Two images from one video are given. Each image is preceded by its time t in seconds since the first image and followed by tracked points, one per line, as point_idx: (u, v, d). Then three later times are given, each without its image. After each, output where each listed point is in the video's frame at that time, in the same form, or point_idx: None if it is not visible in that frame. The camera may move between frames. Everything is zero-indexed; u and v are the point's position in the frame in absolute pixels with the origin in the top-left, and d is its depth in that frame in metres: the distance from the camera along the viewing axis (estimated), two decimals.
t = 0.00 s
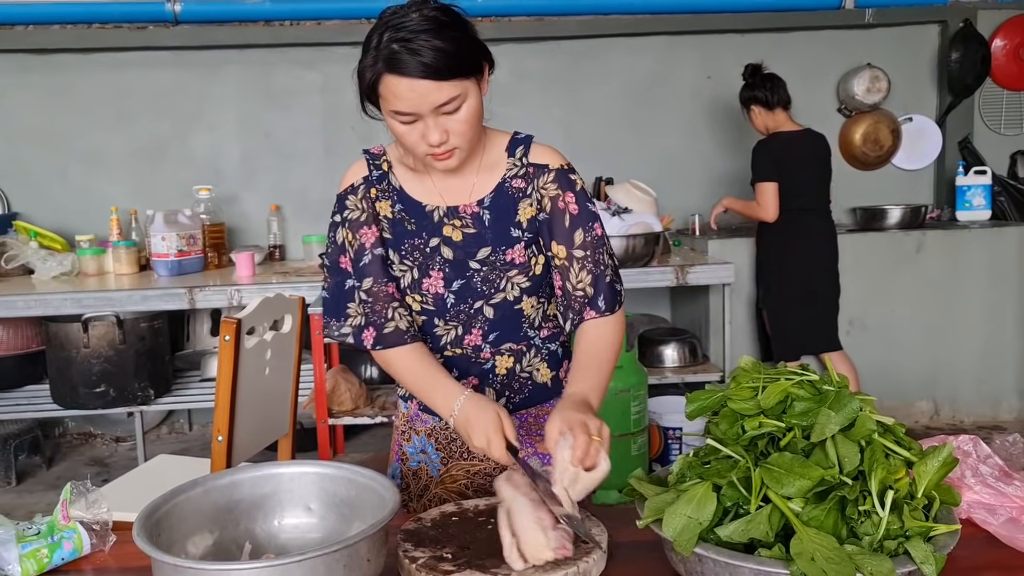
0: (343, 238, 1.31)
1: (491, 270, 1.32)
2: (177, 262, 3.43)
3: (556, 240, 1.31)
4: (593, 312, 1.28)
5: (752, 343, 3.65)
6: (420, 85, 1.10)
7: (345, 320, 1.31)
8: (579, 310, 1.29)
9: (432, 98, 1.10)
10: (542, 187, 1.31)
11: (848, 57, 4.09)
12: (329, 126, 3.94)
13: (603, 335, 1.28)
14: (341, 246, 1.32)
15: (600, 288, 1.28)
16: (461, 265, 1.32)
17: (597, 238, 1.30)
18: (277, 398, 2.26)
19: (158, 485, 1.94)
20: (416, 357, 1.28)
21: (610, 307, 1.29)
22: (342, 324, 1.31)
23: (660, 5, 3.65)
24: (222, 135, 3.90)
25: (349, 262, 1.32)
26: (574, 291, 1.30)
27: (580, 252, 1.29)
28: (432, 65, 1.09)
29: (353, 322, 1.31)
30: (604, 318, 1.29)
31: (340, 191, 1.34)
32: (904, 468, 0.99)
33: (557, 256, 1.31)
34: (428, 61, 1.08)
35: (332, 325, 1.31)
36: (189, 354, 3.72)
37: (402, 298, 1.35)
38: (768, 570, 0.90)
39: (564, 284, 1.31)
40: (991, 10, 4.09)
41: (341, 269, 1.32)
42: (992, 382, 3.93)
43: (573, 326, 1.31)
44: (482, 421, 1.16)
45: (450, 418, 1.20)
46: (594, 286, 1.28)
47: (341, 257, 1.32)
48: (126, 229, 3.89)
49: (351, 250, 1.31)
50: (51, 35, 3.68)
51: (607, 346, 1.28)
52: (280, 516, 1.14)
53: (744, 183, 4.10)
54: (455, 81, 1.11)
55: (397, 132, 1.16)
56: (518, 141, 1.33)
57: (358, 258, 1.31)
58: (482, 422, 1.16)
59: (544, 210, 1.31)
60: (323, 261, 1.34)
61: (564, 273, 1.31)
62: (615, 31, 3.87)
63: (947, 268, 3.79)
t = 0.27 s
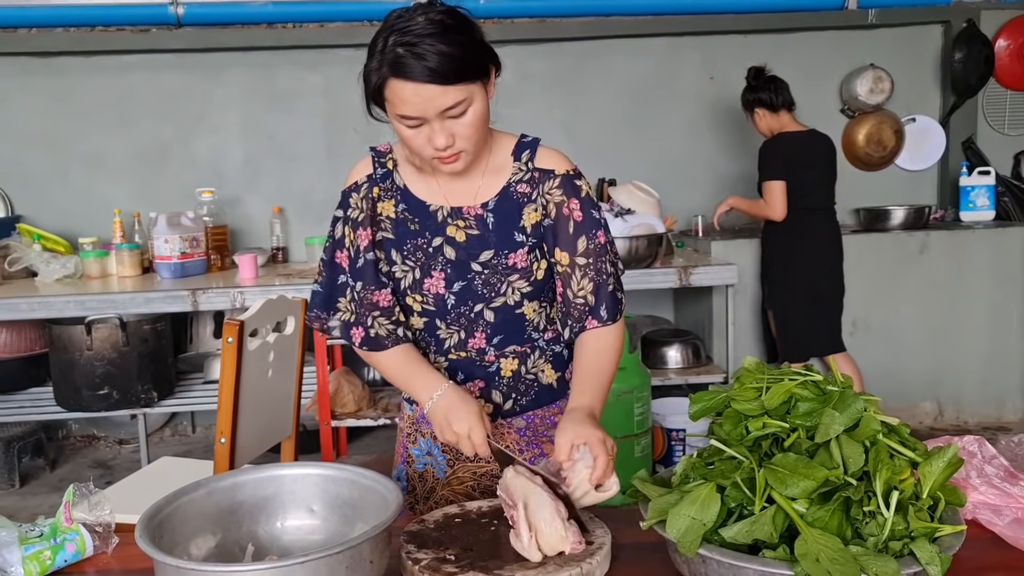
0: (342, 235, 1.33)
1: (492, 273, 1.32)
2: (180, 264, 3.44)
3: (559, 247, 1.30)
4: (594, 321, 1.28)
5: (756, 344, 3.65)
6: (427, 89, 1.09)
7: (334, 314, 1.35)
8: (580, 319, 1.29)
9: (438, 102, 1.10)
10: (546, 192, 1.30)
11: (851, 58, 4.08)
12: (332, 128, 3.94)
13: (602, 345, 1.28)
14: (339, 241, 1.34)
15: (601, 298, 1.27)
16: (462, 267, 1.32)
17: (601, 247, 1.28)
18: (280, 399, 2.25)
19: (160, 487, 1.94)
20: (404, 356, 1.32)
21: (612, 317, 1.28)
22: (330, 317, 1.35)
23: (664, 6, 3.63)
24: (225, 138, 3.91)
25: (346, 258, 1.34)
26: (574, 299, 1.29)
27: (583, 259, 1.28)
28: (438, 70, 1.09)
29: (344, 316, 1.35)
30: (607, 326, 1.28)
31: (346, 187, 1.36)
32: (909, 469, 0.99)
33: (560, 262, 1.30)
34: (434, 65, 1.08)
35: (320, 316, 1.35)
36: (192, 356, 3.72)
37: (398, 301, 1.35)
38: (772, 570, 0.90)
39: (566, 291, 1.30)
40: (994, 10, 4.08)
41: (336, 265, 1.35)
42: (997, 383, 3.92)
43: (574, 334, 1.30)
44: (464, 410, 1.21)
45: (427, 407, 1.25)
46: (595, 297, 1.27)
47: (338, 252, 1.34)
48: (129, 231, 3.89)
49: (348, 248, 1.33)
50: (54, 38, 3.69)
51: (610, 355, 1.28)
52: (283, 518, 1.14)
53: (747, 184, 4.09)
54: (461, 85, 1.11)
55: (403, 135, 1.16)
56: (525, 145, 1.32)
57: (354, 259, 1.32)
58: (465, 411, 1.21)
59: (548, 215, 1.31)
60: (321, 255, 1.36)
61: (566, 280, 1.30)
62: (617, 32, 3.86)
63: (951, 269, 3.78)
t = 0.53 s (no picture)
0: (346, 227, 1.30)
1: (500, 274, 1.32)
2: (183, 267, 3.44)
3: (563, 250, 1.31)
4: (592, 323, 1.29)
5: (759, 346, 3.64)
6: (440, 88, 1.09)
7: (328, 306, 1.31)
8: (575, 322, 1.30)
9: (451, 101, 1.10)
10: (554, 196, 1.31)
11: (853, 59, 4.07)
12: (335, 130, 3.94)
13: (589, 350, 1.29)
14: (343, 234, 1.31)
15: (600, 303, 1.29)
16: (471, 266, 1.32)
17: (603, 252, 1.31)
18: (282, 401, 2.25)
19: (163, 490, 1.94)
20: (390, 347, 1.30)
21: (608, 323, 1.30)
22: (323, 309, 1.31)
23: (664, 8, 3.68)
24: (228, 140, 3.91)
25: (349, 252, 1.31)
26: (573, 302, 1.30)
27: (585, 263, 1.30)
28: (451, 69, 1.09)
29: (339, 310, 1.31)
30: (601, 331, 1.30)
31: (354, 182, 1.34)
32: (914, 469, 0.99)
33: (563, 265, 1.31)
34: (447, 64, 1.08)
35: (314, 308, 1.32)
36: (195, 359, 3.72)
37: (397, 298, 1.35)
38: (775, 572, 0.89)
39: (565, 293, 1.31)
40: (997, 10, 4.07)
41: (336, 257, 1.31)
42: (1001, 384, 3.91)
43: (566, 334, 1.31)
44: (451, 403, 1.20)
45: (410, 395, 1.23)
46: (594, 300, 1.29)
47: (339, 244, 1.31)
48: (132, 234, 3.90)
49: (353, 242, 1.30)
50: (58, 42, 3.69)
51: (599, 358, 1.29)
52: (285, 519, 1.14)
53: (750, 185, 4.09)
54: (474, 85, 1.11)
55: (413, 133, 1.16)
56: (534, 147, 1.33)
57: (361, 253, 1.30)
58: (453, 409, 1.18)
59: (555, 218, 1.32)
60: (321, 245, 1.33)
61: (567, 283, 1.31)
62: (620, 34, 3.86)
63: (954, 270, 3.77)
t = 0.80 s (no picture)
0: (349, 223, 1.30)
1: (501, 275, 1.32)
2: (185, 269, 3.44)
3: (563, 254, 1.31)
4: (590, 331, 1.28)
5: (761, 347, 3.64)
6: (458, 88, 1.09)
7: (327, 302, 1.31)
8: (573, 327, 1.29)
9: (468, 101, 1.10)
10: (558, 200, 1.31)
11: (856, 59, 4.07)
12: (337, 132, 3.95)
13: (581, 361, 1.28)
14: (345, 229, 1.30)
15: (598, 309, 1.28)
16: (472, 266, 1.32)
17: (604, 259, 1.30)
18: (284, 402, 2.25)
19: (165, 492, 1.94)
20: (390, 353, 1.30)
21: (607, 330, 1.29)
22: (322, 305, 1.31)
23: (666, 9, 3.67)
24: (230, 142, 3.92)
25: (350, 247, 1.30)
26: (571, 306, 1.29)
27: (586, 269, 1.29)
28: (470, 69, 1.08)
29: (336, 306, 1.31)
30: (596, 341, 1.29)
31: (360, 178, 1.34)
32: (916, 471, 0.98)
33: (563, 269, 1.31)
34: (466, 64, 1.08)
35: (312, 303, 1.32)
36: (198, 360, 3.72)
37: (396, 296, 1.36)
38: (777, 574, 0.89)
39: (562, 298, 1.31)
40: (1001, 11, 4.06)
41: (338, 253, 1.31)
42: (1004, 386, 3.90)
43: (562, 341, 1.29)
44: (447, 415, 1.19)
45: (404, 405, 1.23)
46: (592, 307, 1.28)
47: (342, 239, 1.30)
48: (134, 236, 3.91)
49: (355, 238, 1.30)
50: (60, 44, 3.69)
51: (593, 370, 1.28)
52: (286, 521, 1.14)
53: (753, 186, 4.08)
54: (493, 88, 1.11)
55: (427, 131, 1.15)
56: (541, 151, 1.33)
57: (362, 249, 1.30)
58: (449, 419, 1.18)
59: (558, 222, 1.31)
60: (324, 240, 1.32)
61: (565, 288, 1.30)
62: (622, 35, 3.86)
63: (957, 270, 3.76)
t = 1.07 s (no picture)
0: (354, 227, 1.31)
1: (503, 277, 1.32)
2: (188, 271, 3.45)
3: (568, 258, 1.30)
4: (596, 336, 1.28)
5: (763, 348, 3.64)
6: (473, 92, 1.09)
7: (337, 304, 1.32)
8: (578, 331, 1.28)
9: (483, 106, 1.10)
10: (563, 204, 1.30)
11: (857, 61, 4.07)
12: (339, 134, 3.95)
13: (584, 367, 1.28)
14: (349, 233, 1.31)
15: (603, 315, 1.28)
16: (474, 268, 1.32)
17: (609, 264, 1.29)
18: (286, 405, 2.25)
19: (167, 495, 1.94)
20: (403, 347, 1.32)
21: (612, 335, 1.29)
22: (333, 307, 1.32)
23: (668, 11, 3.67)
24: (232, 145, 3.92)
25: (356, 251, 1.31)
26: (575, 311, 1.29)
27: (590, 274, 1.29)
28: (486, 73, 1.09)
29: (346, 309, 1.32)
30: (601, 347, 1.29)
31: (363, 182, 1.34)
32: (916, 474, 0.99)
33: (568, 274, 1.30)
34: (483, 68, 1.08)
35: (321, 307, 1.32)
36: (200, 363, 3.72)
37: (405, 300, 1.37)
38: None
39: (566, 302, 1.30)
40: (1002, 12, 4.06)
41: (344, 256, 1.32)
42: (1006, 387, 3.90)
43: (567, 346, 1.29)
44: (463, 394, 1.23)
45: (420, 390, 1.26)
46: (597, 311, 1.28)
47: (347, 243, 1.31)
48: (136, 238, 3.92)
49: (360, 242, 1.31)
50: (63, 47, 3.70)
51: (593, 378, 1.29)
52: (287, 524, 1.14)
53: (754, 188, 4.08)
54: (508, 94, 1.11)
55: (438, 133, 1.15)
56: (546, 154, 1.33)
57: (367, 254, 1.30)
58: (459, 399, 1.21)
59: (563, 225, 1.31)
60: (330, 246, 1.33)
61: (569, 292, 1.30)
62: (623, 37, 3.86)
63: (958, 272, 3.76)
